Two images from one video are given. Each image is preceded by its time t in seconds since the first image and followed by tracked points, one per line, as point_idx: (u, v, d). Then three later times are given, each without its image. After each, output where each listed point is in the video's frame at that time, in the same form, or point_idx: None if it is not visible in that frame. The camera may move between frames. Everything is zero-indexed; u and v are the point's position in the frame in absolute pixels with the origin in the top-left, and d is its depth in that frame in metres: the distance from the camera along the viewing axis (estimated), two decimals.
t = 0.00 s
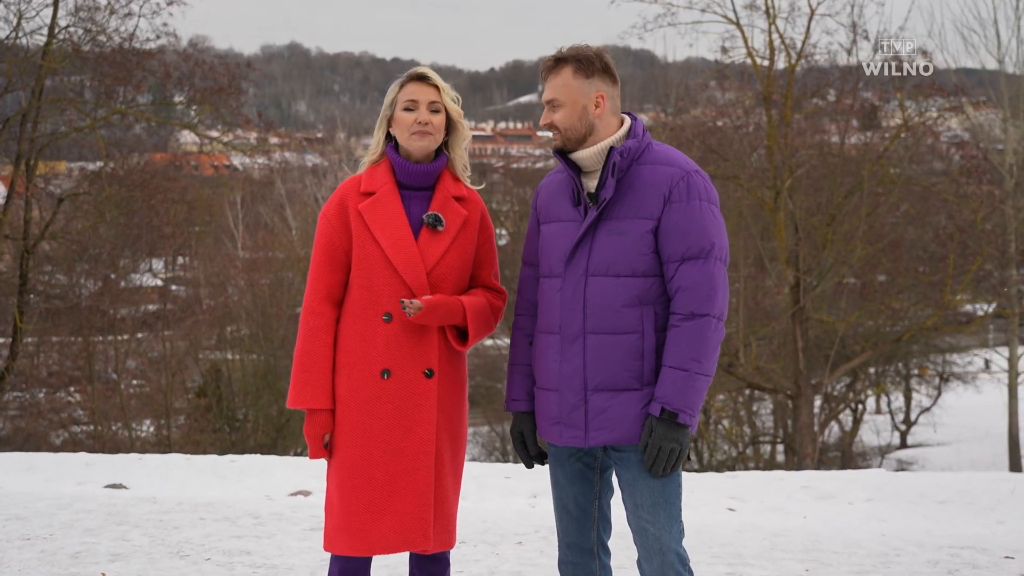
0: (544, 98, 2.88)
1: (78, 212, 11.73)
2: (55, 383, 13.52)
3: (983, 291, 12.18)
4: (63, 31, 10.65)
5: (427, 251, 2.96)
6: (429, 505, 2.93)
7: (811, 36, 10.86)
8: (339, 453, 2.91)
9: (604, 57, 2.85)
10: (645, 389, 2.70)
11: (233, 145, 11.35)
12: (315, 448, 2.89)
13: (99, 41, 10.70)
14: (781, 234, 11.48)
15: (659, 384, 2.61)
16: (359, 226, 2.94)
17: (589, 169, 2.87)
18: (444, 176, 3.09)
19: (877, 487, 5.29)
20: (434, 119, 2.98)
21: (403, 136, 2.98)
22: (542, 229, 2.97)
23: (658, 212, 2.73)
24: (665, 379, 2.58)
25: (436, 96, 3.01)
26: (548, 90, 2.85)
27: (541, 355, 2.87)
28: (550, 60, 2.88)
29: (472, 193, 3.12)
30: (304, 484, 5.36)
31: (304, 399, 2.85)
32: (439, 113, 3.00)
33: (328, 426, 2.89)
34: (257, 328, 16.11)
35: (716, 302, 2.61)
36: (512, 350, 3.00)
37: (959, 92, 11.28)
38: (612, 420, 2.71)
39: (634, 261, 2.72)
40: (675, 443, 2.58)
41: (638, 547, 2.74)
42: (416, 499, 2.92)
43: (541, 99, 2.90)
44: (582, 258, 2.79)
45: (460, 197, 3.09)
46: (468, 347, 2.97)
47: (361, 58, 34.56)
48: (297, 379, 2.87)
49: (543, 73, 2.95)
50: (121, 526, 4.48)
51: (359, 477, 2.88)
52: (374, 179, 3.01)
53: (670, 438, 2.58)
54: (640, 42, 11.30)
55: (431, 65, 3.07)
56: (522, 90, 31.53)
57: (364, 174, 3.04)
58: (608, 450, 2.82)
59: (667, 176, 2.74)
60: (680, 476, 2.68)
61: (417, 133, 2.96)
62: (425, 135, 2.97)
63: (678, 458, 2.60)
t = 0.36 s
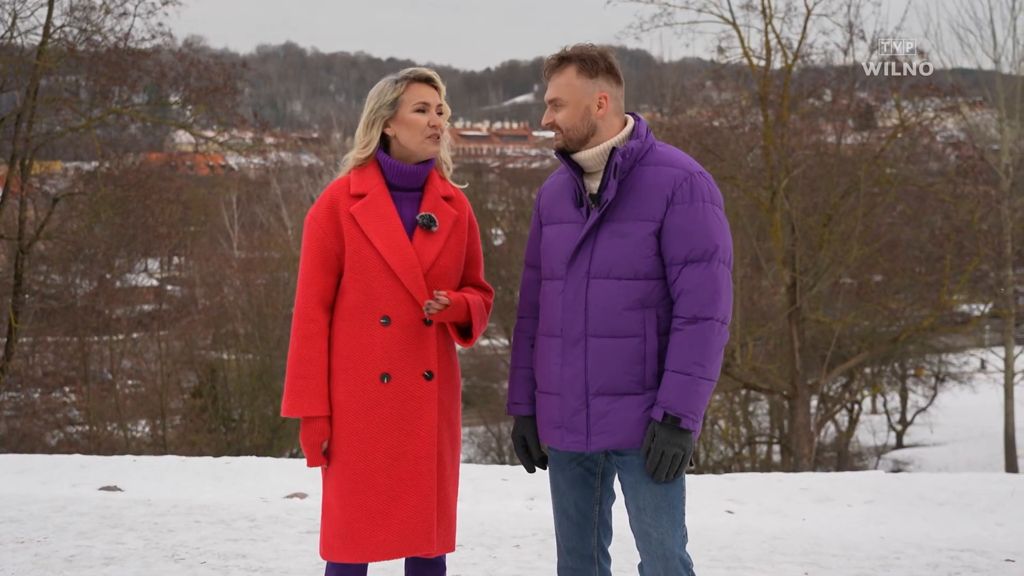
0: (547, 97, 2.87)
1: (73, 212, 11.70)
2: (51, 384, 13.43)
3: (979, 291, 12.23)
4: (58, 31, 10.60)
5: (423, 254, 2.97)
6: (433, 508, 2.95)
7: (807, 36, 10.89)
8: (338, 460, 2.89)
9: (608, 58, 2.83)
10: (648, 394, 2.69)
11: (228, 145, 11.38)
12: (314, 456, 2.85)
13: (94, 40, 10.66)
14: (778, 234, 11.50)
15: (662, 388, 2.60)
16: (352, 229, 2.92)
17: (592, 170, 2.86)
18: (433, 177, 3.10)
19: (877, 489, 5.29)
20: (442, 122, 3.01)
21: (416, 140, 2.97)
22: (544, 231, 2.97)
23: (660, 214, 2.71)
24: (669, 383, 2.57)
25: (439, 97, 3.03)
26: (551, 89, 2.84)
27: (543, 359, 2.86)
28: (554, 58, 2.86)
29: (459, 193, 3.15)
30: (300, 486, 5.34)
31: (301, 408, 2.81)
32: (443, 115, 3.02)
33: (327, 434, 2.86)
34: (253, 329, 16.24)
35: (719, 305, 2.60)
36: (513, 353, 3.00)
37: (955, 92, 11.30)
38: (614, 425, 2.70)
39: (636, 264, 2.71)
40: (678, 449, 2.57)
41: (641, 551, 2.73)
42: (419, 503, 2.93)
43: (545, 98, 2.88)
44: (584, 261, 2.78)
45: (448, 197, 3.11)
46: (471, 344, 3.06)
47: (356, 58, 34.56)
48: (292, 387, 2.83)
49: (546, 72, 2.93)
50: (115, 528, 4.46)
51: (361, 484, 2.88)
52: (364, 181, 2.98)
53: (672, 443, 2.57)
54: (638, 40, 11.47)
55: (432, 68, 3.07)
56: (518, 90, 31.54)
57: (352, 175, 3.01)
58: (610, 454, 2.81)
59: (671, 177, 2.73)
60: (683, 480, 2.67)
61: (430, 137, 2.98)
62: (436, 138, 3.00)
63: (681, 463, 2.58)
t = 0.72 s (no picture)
0: (552, 98, 2.86)
1: (71, 213, 11.70)
2: (50, 384, 13.46)
3: (979, 291, 12.23)
4: (57, 31, 10.47)
5: (424, 257, 3.01)
6: (439, 509, 3.02)
7: (808, 36, 10.87)
8: (344, 467, 2.89)
9: (613, 58, 2.82)
10: (654, 398, 2.69)
11: (228, 146, 11.38)
12: (321, 468, 2.84)
13: (94, 41, 10.54)
14: (778, 235, 11.48)
15: (669, 393, 2.59)
16: (353, 235, 2.91)
17: (598, 172, 2.86)
18: (422, 181, 3.14)
19: (880, 492, 5.28)
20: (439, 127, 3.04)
21: (416, 146, 2.98)
22: (549, 233, 2.97)
23: (667, 217, 2.70)
24: (676, 388, 2.56)
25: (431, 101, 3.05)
26: (557, 90, 2.83)
27: (548, 363, 2.86)
28: (560, 59, 2.85)
29: (444, 195, 3.21)
30: (301, 489, 5.33)
31: (308, 419, 2.78)
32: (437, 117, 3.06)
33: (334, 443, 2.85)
34: (252, 329, 16.45)
35: (726, 309, 2.59)
36: (516, 356, 3.01)
37: (955, 92, 11.29)
38: (620, 430, 2.70)
39: (643, 267, 2.70)
40: (685, 454, 2.57)
41: (647, 556, 2.75)
42: (426, 507, 3.00)
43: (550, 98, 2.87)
44: (590, 264, 2.77)
45: (437, 198, 3.20)
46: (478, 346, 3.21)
47: (355, 57, 34.55)
48: (297, 399, 2.79)
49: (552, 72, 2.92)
50: (116, 532, 4.45)
51: (370, 490, 2.90)
52: (360, 186, 2.97)
53: (680, 448, 2.57)
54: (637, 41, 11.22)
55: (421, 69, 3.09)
56: (516, 90, 31.56)
57: (346, 179, 2.98)
58: (617, 459, 2.82)
59: (677, 180, 2.72)
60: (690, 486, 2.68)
61: (427, 142, 3.00)
62: (433, 144, 3.02)
63: (688, 467, 2.58)
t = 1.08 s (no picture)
0: (554, 101, 2.84)
1: (65, 213, 11.64)
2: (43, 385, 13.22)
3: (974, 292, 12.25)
4: (51, 31, 10.49)
5: (419, 260, 3.02)
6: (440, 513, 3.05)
7: (803, 37, 10.86)
8: (342, 477, 2.88)
9: (617, 63, 2.80)
10: (654, 405, 2.68)
11: (222, 145, 11.38)
12: (325, 477, 2.82)
13: (87, 40, 10.52)
14: (773, 236, 11.45)
15: (668, 400, 2.58)
16: (349, 241, 2.89)
17: (599, 176, 2.85)
18: (411, 184, 3.15)
19: (881, 495, 5.28)
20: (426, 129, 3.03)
21: (406, 151, 2.98)
22: (548, 235, 2.97)
23: (669, 224, 2.69)
24: (675, 396, 2.56)
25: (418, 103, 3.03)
26: (559, 93, 2.81)
27: (547, 367, 2.86)
28: (563, 60, 2.83)
29: (429, 198, 3.23)
30: (298, 493, 5.31)
31: (310, 429, 2.75)
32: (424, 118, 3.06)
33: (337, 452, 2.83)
34: (246, 329, 16.31)
35: (727, 318, 2.59)
36: (514, 358, 3.01)
37: (950, 93, 11.31)
38: (619, 436, 2.69)
39: (643, 274, 2.70)
40: (683, 461, 2.56)
41: (646, 561, 2.74)
42: (426, 513, 3.01)
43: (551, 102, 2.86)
44: (591, 269, 2.76)
45: (425, 201, 3.22)
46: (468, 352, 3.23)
47: (348, 58, 34.56)
48: (299, 409, 2.76)
49: (554, 75, 2.90)
50: (113, 537, 4.42)
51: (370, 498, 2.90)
52: (352, 190, 2.95)
53: (678, 456, 2.56)
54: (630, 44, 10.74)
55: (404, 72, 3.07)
56: (510, 91, 31.60)
57: (337, 183, 2.95)
58: (616, 463, 2.81)
59: (680, 186, 2.70)
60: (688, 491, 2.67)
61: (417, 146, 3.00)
62: (422, 148, 3.02)
63: (686, 474, 2.57)
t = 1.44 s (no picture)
0: (555, 104, 2.84)
1: (57, 213, 11.65)
2: (35, 385, 13.14)
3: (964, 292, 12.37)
4: (43, 30, 10.40)
5: (410, 265, 2.99)
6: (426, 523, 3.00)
7: (796, 37, 10.87)
8: (328, 480, 2.87)
9: (618, 65, 2.80)
10: (656, 407, 2.68)
11: (213, 146, 11.45)
12: (306, 479, 2.81)
13: (79, 40, 10.48)
14: (767, 236, 11.42)
15: (670, 403, 2.58)
16: (337, 243, 2.89)
17: (599, 179, 2.84)
18: (411, 187, 3.12)
19: (881, 498, 5.29)
20: (405, 128, 2.98)
21: (376, 148, 2.97)
22: (548, 238, 2.96)
23: (671, 226, 2.69)
24: (678, 399, 2.56)
25: (404, 102, 3.00)
26: (560, 95, 2.81)
27: (548, 371, 2.85)
28: (564, 63, 2.83)
29: (434, 201, 3.18)
30: (295, 496, 5.31)
31: (291, 430, 2.74)
32: (408, 120, 3.00)
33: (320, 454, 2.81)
34: (239, 329, 16.02)
35: (729, 320, 2.59)
36: (514, 362, 3.01)
37: (943, 92, 11.35)
38: (621, 439, 2.69)
39: (645, 276, 2.69)
40: (687, 464, 2.55)
41: (650, 566, 2.73)
42: (411, 521, 2.96)
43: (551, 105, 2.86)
44: (592, 271, 2.76)
45: (427, 204, 3.16)
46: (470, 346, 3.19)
47: (338, 57, 34.65)
48: (281, 409, 2.75)
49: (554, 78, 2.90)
50: (109, 541, 4.40)
51: (356, 502, 2.88)
52: (344, 192, 2.95)
53: (682, 459, 2.55)
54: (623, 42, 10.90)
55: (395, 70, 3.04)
56: (501, 91, 31.62)
57: (331, 185, 2.97)
58: (618, 467, 2.80)
59: (681, 188, 2.71)
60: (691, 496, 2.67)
61: (389, 145, 2.96)
62: (399, 147, 2.98)
63: (690, 477, 2.57)
